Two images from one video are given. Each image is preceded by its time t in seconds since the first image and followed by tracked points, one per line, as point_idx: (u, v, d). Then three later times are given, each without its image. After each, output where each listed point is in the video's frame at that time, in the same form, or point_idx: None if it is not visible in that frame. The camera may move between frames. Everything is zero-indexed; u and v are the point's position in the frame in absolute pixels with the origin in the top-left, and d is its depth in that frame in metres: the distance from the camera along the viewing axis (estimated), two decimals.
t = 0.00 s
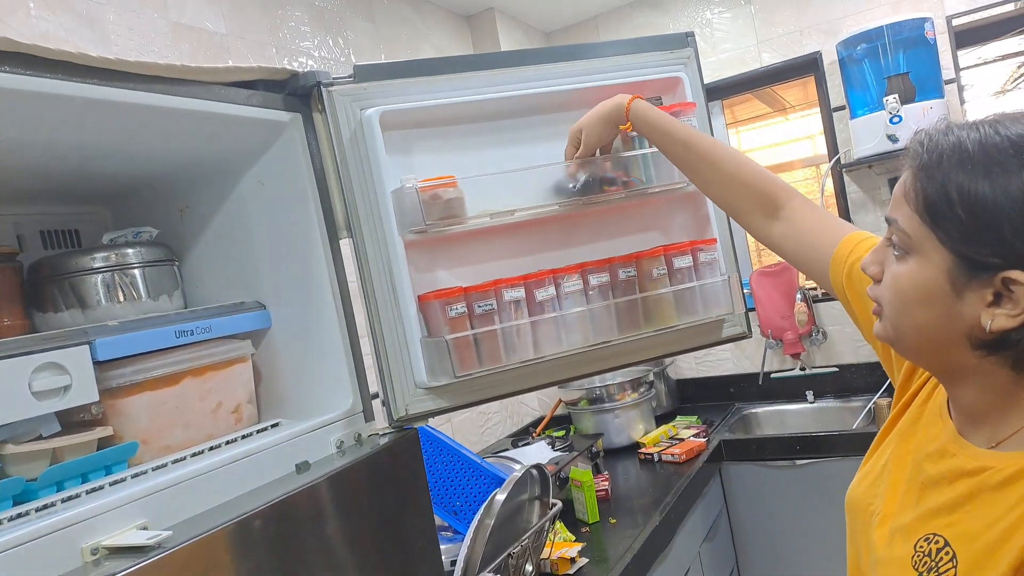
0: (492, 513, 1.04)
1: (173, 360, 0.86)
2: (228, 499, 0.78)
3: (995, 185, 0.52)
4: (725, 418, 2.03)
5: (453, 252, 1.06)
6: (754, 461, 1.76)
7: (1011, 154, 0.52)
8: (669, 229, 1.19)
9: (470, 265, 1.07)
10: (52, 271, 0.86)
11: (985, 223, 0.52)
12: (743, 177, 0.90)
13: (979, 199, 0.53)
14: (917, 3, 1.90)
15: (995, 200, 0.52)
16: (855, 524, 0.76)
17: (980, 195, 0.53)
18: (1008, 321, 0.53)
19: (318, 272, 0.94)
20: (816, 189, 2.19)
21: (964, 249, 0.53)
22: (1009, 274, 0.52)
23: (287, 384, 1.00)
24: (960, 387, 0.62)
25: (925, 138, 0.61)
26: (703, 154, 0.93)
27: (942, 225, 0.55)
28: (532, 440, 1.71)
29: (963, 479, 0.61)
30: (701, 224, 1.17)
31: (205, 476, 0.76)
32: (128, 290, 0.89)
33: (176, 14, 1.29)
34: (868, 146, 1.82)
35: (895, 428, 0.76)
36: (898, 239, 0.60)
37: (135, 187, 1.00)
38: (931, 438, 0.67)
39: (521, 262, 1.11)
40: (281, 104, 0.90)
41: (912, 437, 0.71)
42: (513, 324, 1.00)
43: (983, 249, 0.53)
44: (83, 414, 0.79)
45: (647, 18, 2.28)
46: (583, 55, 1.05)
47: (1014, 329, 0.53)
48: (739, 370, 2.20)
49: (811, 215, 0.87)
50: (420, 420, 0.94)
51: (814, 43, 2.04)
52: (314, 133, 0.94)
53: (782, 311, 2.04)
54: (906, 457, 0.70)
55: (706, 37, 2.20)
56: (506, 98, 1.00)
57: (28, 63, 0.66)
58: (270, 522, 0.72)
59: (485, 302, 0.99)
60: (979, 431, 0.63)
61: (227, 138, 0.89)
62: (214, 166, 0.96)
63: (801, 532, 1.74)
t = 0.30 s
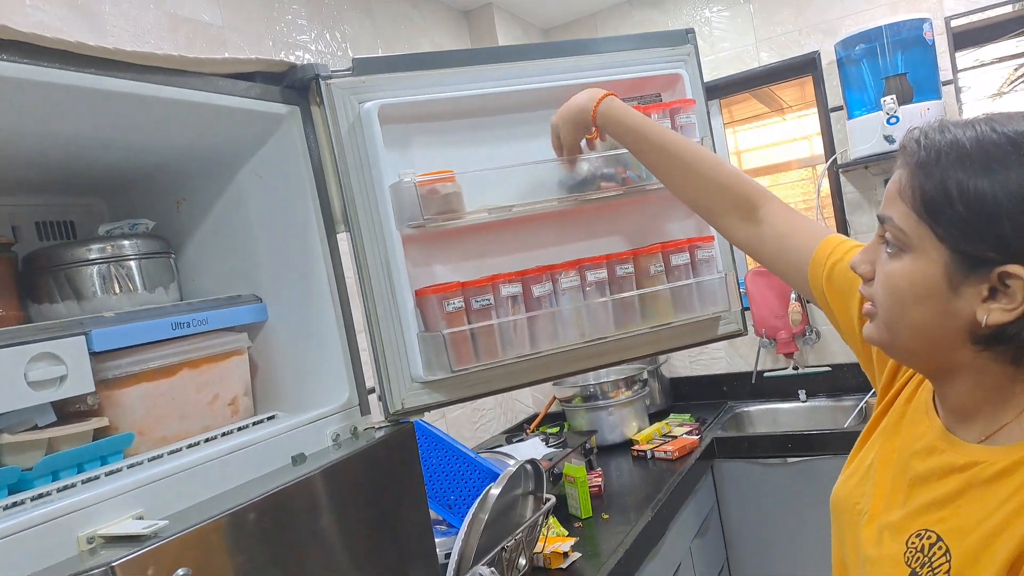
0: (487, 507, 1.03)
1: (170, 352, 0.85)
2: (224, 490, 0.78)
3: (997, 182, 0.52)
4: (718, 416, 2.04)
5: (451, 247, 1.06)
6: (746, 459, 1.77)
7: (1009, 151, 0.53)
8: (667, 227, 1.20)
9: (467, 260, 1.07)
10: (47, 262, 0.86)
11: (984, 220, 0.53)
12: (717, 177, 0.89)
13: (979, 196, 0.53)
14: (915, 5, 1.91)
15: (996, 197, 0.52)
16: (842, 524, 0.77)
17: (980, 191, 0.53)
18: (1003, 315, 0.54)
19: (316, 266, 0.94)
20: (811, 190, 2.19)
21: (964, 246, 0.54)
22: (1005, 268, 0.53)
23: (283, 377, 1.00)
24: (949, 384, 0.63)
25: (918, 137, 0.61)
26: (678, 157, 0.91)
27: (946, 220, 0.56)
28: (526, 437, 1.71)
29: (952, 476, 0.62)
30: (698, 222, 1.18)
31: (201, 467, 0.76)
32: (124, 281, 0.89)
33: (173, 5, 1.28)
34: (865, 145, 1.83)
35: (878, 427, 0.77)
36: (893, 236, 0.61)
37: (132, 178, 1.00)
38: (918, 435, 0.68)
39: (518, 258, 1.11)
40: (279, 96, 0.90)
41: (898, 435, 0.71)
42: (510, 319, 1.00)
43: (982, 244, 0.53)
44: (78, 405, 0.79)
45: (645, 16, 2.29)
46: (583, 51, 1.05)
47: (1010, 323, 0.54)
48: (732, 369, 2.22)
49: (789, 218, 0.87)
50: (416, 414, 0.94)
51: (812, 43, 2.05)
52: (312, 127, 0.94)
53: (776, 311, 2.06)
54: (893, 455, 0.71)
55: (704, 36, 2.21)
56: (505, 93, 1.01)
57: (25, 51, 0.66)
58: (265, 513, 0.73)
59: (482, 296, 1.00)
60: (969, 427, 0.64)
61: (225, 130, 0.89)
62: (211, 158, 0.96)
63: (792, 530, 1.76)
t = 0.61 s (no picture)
0: (469, 503, 1.04)
1: (151, 342, 0.85)
2: (203, 481, 0.77)
3: (970, 185, 0.53)
4: (704, 414, 2.05)
5: (437, 241, 1.06)
6: (730, 457, 1.79)
7: (974, 155, 0.54)
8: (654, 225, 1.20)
9: (453, 254, 1.07)
10: (28, 249, 0.85)
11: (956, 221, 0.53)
12: (647, 204, 0.91)
13: (944, 197, 0.54)
14: (907, 8, 1.92)
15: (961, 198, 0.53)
16: (807, 536, 0.77)
17: (945, 193, 0.54)
18: (972, 317, 0.55)
19: (300, 257, 0.93)
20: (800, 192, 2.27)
21: (936, 246, 0.54)
22: (974, 270, 0.53)
23: (266, 369, 0.99)
24: (918, 387, 0.63)
25: (885, 141, 0.62)
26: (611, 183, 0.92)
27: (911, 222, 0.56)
28: (512, 433, 1.71)
29: (928, 485, 0.63)
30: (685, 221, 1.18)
31: (180, 458, 0.76)
32: (106, 270, 0.88)
33: None
34: (852, 148, 1.85)
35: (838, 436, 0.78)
36: (859, 239, 0.60)
37: (115, 165, 0.99)
38: (887, 443, 0.68)
39: (504, 253, 1.11)
40: (266, 85, 0.89)
41: (865, 443, 0.72)
42: (495, 314, 1.00)
43: (947, 245, 0.54)
44: (56, 395, 0.78)
45: (639, 14, 2.28)
46: (573, 46, 1.05)
47: (977, 324, 0.55)
48: (718, 368, 2.23)
49: (721, 243, 0.90)
50: (399, 408, 0.94)
51: (804, 45, 2.05)
52: (299, 117, 0.93)
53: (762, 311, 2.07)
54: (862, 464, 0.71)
55: (697, 35, 2.21)
56: (493, 88, 1.00)
57: (6, 33, 0.65)
58: (246, 506, 0.72)
59: (468, 291, 1.00)
60: (937, 430, 0.64)
61: (211, 119, 0.88)
62: (196, 147, 0.95)
63: (775, 528, 1.77)
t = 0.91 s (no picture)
0: (439, 500, 1.02)
1: (104, 343, 0.82)
2: (159, 486, 0.75)
3: (871, 186, 0.55)
4: (677, 408, 2.07)
5: (402, 237, 1.04)
6: (703, 450, 1.79)
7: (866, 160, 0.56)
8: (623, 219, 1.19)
9: (418, 251, 1.06)
10: None
11: (872, 220, 0.55)
12: (621, 214, 0.90)
13: (847, 204, 0.56)
14: (873, 5, 1.95)
15: (861, 203, 0.56)
16: (775, 532, 0.77)
17: (846, 201, 0.56)
18: (902, 301, 0.55)
19: (261, 255, 0.92)
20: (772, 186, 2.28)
21: (863, 240, 0.55)
22: (887, 255, 0.54)
23: (228, 369, 0.97)
24: (885, 382, 0.64)
25: (788, 153, 0.65)
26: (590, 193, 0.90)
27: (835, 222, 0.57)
28: (485, 430, 1.71)
29: (905, 482, 0.62)
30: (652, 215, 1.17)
31: (134, 462, 0.73)
32: (57, 269, 0.85)
33: None
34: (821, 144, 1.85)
35: (812, 430, 0.78)
36: (787, 256, 0.63)
37: (68, 162, 0.96)
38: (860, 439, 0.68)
39: (469, 249, 1.10)
40: (223, 79, 0.87)
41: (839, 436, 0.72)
42: (460, 310, 0.99)
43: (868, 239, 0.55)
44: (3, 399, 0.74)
45: (610, 10, 2.28)
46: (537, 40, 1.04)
47: (909, 307, 0.55)
48: (691, 362, 2.24)
49: (696, 249, 0.90)
50: (364, 407, 0.92)
51: (774, 41, 2.07)
52: (258, 112, 0.92)
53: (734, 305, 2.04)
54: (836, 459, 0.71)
55: (668, 31, 2.21)
56: (454, 81, 1.00)
57: None
58: (205, 511, 0.70)
59: (432, 288, 0.98)
60: (903, 421, 0.65)
61: (166, 115, 0.86)
62: (152, 142, 0.93)
63: (749, 520, 1.78)
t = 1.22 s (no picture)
0: (426, 496, 1.02)
1: (84, 341, 0.81)
2: (141, 485, 0.74)
3: (798, 195, 0.57)
4: (665, 402, 2.08)
5: (385, 233, 1.04)
6: (690, 444, 1.80)
7: (780, 162, 0.59)
8: (607, 215, 1.20)
9: (401, 247, 1.06)
10: None
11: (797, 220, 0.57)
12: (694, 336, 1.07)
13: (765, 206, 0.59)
14: None
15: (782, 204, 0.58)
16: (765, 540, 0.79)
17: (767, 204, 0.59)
18: (823, 288, 0.58)
19: (242, 252, 0.91)
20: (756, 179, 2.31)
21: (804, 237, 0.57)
22: (800, 244, 0.58)
23: (211, 367, 0.96)
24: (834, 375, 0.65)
25: (720, 165, 0.67)
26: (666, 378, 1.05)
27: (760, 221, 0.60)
28: (473, 426, 1.71)
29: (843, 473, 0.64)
30: (635, 209, 1.18)
31: (115, 461, 0.72)
32: (36, 268, 0.84)
33: None
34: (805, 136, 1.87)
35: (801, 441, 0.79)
36: (727, 259, 0.67)
37: (45, 158, 0.94)
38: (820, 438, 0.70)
39: (452, 244, 1.10)
40: (201, 74, 0.86)
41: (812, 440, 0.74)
42: (444, 305, 0.99)
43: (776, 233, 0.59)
44: None
45: (595, 4, 2.28)
46: (518, 34, 1.04)
47: (831, 293, 0.58)
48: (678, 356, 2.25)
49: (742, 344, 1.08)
50: (348, 404, 0.92)
51: (757, 35, 2.07)
52: (237, 107, 0.91)
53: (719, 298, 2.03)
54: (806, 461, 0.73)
55: (652, 25, 2.21)
56: (434, 75, 0.99)
57: None
58: (189, 510, 0.69)
59: (416, 284, 0.98)
60: (856, 416, 0.66)
61: (144, 110, 0.85)
62: (130, 139, 0.91)
63: (737, 512, 1.79)
